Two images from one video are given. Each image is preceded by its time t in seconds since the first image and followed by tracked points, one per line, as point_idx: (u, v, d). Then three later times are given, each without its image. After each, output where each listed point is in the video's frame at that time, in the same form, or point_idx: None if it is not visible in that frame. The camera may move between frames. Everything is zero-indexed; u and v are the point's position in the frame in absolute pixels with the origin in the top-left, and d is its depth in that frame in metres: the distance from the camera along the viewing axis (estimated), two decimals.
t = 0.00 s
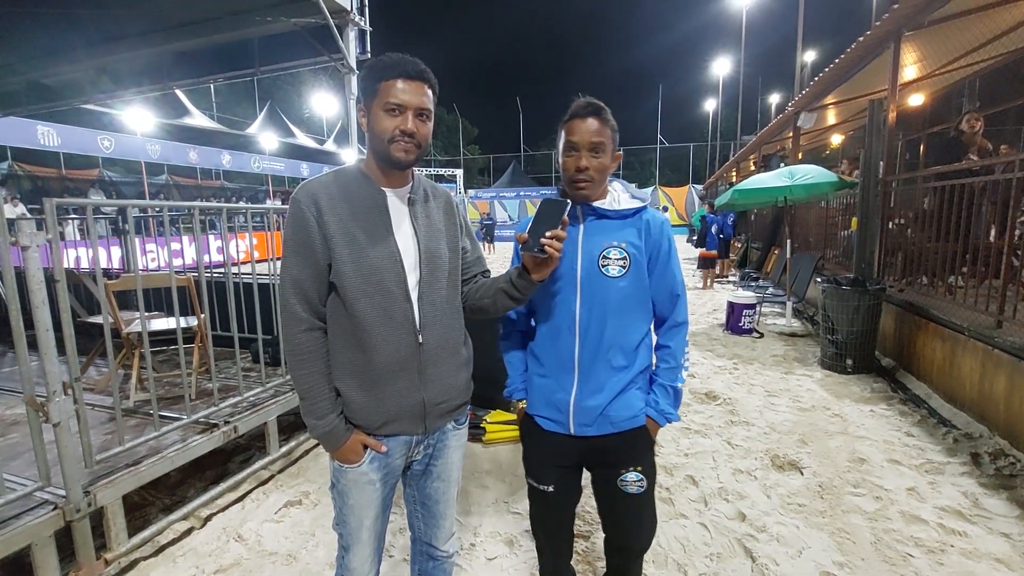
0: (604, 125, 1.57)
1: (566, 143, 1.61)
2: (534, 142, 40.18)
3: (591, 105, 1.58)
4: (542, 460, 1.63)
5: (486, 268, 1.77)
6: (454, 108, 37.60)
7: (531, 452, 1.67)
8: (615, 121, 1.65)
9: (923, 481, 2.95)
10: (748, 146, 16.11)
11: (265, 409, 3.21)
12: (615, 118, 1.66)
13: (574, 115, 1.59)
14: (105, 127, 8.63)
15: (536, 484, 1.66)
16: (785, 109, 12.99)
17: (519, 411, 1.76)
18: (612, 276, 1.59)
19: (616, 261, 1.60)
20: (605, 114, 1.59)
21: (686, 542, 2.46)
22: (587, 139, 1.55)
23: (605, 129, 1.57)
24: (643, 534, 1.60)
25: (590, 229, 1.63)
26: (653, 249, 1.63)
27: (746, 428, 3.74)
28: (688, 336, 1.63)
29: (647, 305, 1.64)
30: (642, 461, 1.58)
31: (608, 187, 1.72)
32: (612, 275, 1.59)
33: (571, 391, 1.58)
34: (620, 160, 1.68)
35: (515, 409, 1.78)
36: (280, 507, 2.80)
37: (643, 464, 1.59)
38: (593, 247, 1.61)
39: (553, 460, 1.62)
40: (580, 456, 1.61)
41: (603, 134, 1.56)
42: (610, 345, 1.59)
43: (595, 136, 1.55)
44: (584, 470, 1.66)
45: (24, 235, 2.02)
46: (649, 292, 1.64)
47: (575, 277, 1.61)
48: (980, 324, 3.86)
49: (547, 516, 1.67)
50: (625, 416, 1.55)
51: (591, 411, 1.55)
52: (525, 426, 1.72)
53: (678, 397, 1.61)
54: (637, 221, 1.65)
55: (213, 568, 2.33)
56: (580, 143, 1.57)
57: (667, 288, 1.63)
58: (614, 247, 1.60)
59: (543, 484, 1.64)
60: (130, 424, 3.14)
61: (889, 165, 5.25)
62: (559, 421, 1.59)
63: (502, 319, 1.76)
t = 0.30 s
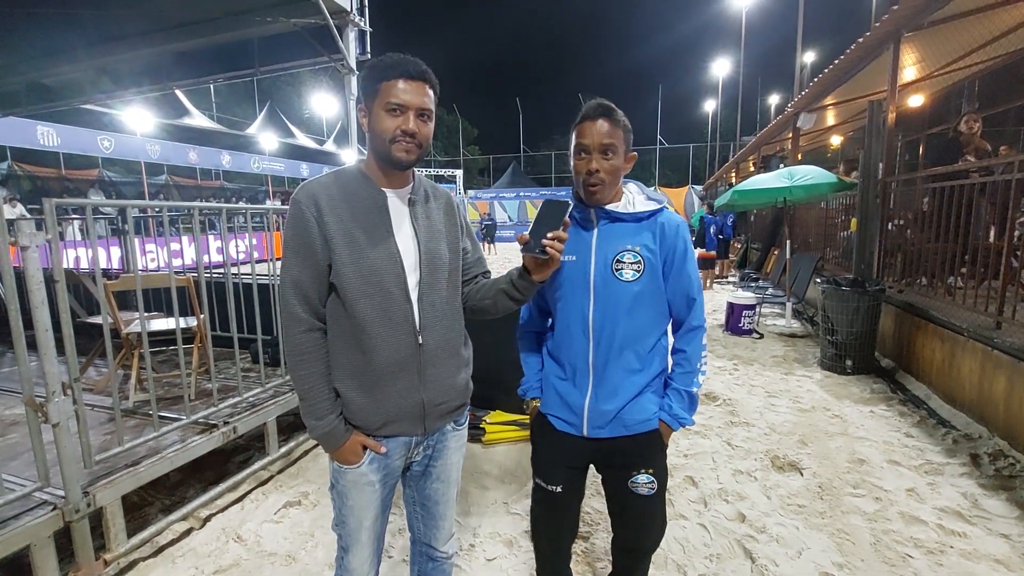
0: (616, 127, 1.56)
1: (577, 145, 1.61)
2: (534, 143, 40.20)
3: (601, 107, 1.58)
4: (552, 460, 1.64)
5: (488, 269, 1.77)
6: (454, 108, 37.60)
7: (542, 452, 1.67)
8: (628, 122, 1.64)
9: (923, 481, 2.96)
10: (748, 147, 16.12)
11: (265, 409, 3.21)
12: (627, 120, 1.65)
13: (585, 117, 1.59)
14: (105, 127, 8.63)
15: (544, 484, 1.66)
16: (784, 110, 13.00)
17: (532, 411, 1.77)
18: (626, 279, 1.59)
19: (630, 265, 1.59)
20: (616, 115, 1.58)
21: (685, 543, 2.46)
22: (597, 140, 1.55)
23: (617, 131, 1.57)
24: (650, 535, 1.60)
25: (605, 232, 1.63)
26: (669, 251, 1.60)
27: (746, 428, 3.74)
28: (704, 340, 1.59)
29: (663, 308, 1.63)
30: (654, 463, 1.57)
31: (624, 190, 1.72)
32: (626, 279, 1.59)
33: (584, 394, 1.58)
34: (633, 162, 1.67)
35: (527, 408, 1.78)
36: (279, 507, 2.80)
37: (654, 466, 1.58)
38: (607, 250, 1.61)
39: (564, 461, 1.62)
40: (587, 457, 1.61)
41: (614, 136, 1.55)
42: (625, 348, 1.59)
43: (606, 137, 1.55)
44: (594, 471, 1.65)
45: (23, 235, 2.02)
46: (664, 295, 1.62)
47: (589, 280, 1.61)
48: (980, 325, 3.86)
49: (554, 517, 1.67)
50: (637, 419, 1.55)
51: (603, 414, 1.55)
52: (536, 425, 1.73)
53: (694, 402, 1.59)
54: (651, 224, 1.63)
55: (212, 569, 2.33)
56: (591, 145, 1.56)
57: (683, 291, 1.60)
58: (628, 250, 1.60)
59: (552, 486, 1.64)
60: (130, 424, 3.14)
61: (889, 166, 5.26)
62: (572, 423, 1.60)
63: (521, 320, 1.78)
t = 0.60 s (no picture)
0: (620, 125, 1.57)
1: (580, 143, 1.61)
2: (534, 143, 40.19)
3: (605, 105, 1.58)
4: (551, 461, 1.63)
5: (487, 269, 1.77)
6: (454, 108, 37.59)
7: (539, 453, 1.66)
8: (632, 121, 1.64)
9: (922, 481, 2.96)
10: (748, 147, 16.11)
11: (264, 409, 3.21)
12: (631, 118, 1.65)
13: (588, 115, 1.59)
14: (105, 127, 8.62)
15: (543, 485, 1.65)
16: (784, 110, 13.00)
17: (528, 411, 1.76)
18: (627, 278, 1.59)
19: (632, 264, 1.59)
20: (620, 113, 1.58)
21: (685, 542, 2.46)
22: (601, 138, 1.55)
23: (621, 129, 1.57)
24: (648, 535, 1.61)
25: (606, 231, 1.63)
26: (670, 252, 1.62)
27: (745, 428, 3.75)
28: (701, 340, 1.63)
29: (661, 308, 1.63)
30: (651, 463, 1.58)
31: (625, 189, 1.72)
32: (628, 277, 1.59)
33: (582, 393, 1.58)
34: (636, 162, 1.68)
35: (522, 410, 1.77)
36: (279, 507, 2.80)
37: (651, 467, 1.59)
38: (608, 249, 1.61)
39: (564, 463, 1.61)
40: (585, 456, 1.61)
41: (617, 134, 1.56)
42: (623, 346, 1.59)
43: (609, 136, 1.55)
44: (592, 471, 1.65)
45: (22, 235, 2.00)
46: (663, 295, 1.63)
47: (590, 278, 1.61)
48: (979, 324, 3.86)
49: (552, 517, 1.67)
50: (636, 420, 1.55)
51: (602, 414, 1.55)
52: (532, 426, 1.72)
53: (689, 402, 1.62)
54: (654, 223, 1.64)
55: (212, 569, 2.33)
56: (594, 143, 1.57)
57: (683, 292, 1.63)
58: (630, 248, 1.60)
59: (550, 486, 1.64)
60: (129, 424, 3.14)
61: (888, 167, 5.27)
62: (569, 423, 1.59)
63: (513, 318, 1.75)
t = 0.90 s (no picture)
0: (632, 126, 1.57)
1: (590, 140, 1.60)
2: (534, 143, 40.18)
3: (619, 106, 1.58)
4: (546, 463, 1.62)
5: (487, 268, 1.76)
6: (453, 108, 37.59)
7: (534, 455, 1.65)
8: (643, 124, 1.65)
9: (922, 481, 2.96)
10: (747, 146, 16.12)
11: (263, 409, 3.21)
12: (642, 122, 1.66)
13: (602, 114, 1.58)
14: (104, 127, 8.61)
15: (537, 486, 1.65)
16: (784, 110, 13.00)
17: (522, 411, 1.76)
18: (625, 278, 1.59)
19: (630, 265, 1.59)
20: (633, 116, 1.58)
21: (685, 543, 2.46)
22: (613, 137, 1.55)
23: (632, 131, 1.57)
24: (645, 537, 1.61)
25: (605, 231, 1.62)
26: (668, 255, 1.64)
27: (745, 428, 3.75)
28: (694, 344, 1.67)
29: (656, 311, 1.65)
30: (645, 466, 1.58)
31: (625, 192, 1.72)
32: (626, 278, 1.59)
33: (578, 393, 1.57)
34: (642, 165, 1.68)
35: (515, 413, 1.76)
36: (279, 507, 2.80)
37: (645, 469, 1.60)
38: (608, 249, 1.60)
39: (558, 465, 1.61)
40: (581, 458, 1.61)
41: (628, 135, 1.56)
42: (619, 347, 1.58)
43: (621, 135, 1.55)
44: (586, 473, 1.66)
45: (21, 235, 1.99)
46: (659, 298, 1.65)
47: (588, 278, 1.60)
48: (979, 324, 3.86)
49: (546, 519, 1.66)
50: (631, 421, 1.56)
51: (598, 415, 1.55)
52: (527, 428, 1.71)
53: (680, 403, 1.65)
54: (653, 226, 1.64)
55: (211, 569, 2.32)
56: (606, 141, 1.56)
57: (677, 295, 1.65)
58: (629, 250, 1.60)
59: (544, 488, 1.64)
60: (128, 425, 3.14)
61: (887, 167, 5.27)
62: (564, 424, 1.58)
63: (505, 316, 1.73)
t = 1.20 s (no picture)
0: (627, 125, 1.57)
1: (584, 138, 1.59)
2: (534, 143, 40.17)
3: (615, 105, 1.58)
4: (542, 464, 1.62)
5: (487, 268, 1.76)
6: (453, 108, 37.58)
7: (530, 456, 1.65)
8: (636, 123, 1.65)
9: (921, 482, 2.95)
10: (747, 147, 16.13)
11: (263, 409, 3.20)
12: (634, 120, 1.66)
13: (597, 112, 1.58)
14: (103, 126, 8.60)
15: (534, 487, 1.65)
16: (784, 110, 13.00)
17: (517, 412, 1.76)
18: (618, 276, 1.59)
19: (623, 263, 1.59)
20: (629, 115, 1.58)
21: (684, 543, 2.45)
22: (609, 135, 1.54)
23: (628, 129, 1.58)
24: (643, 537, 1.61)
25: (597, 229, 1.62)
26: (660, 253, 1.64)
27: (745, 428, 3.75)
28: (689, 342, 1.66)
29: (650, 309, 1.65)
30: (642, 466, 1.58)
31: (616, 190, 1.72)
32: (619, 276, 1.59)
33: (573, 393, 1.57)
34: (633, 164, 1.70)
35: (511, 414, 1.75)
36: (278, 507, 2.79)
37: (642, 469, 1.59)
38: (600, 248, 1.60)
39: (555, 466, 1.61)
40: (577, 458, 1.61)
41: (625, 133, 1.56)
42: (614, 346, 1.58)
43: (618, 133, 1.55)
44: (582, 474, 1.65)
45: (20, 235, 1.99)
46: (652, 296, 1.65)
47: (581, 277, 1.60)
48: (978, 325, 3.86)
49: (544, 519, 1.66)
50: (627, 420, 1.55)
51: (594, 414, 1.55)
52: (523, 429, 1.70)
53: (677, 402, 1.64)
54: (644, 223, 1.65)
55: (210, 570, 2.32)
56: (604, 139, 1.55)
57: (671, 292, 1.65)
58: (621, 248, 1.60)
59: (541, 489, 1.63)
60: (128, 425, 3.13)
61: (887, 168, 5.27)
62: (560, 424, 1.58)
63: (500, 318, 1.73)
